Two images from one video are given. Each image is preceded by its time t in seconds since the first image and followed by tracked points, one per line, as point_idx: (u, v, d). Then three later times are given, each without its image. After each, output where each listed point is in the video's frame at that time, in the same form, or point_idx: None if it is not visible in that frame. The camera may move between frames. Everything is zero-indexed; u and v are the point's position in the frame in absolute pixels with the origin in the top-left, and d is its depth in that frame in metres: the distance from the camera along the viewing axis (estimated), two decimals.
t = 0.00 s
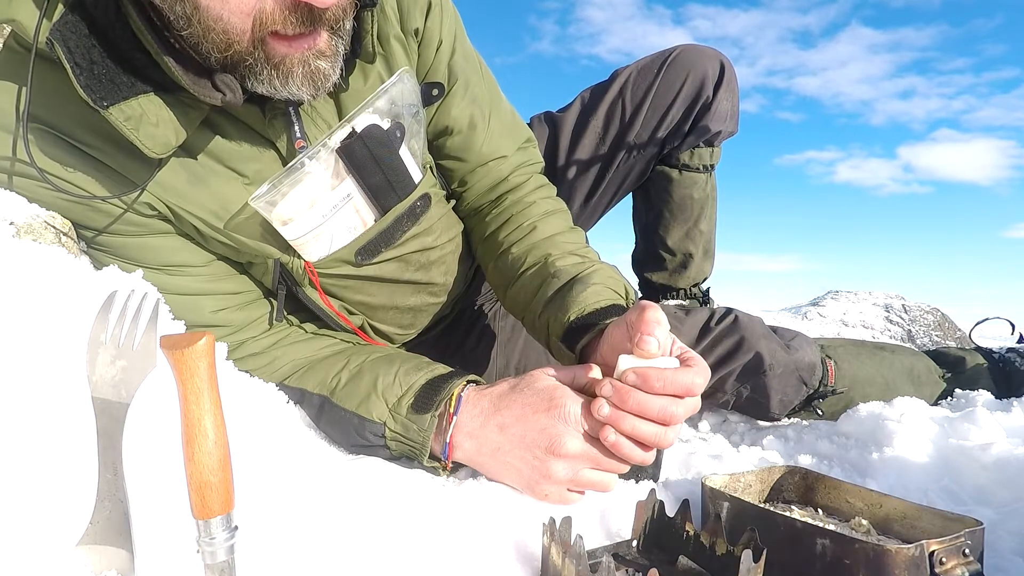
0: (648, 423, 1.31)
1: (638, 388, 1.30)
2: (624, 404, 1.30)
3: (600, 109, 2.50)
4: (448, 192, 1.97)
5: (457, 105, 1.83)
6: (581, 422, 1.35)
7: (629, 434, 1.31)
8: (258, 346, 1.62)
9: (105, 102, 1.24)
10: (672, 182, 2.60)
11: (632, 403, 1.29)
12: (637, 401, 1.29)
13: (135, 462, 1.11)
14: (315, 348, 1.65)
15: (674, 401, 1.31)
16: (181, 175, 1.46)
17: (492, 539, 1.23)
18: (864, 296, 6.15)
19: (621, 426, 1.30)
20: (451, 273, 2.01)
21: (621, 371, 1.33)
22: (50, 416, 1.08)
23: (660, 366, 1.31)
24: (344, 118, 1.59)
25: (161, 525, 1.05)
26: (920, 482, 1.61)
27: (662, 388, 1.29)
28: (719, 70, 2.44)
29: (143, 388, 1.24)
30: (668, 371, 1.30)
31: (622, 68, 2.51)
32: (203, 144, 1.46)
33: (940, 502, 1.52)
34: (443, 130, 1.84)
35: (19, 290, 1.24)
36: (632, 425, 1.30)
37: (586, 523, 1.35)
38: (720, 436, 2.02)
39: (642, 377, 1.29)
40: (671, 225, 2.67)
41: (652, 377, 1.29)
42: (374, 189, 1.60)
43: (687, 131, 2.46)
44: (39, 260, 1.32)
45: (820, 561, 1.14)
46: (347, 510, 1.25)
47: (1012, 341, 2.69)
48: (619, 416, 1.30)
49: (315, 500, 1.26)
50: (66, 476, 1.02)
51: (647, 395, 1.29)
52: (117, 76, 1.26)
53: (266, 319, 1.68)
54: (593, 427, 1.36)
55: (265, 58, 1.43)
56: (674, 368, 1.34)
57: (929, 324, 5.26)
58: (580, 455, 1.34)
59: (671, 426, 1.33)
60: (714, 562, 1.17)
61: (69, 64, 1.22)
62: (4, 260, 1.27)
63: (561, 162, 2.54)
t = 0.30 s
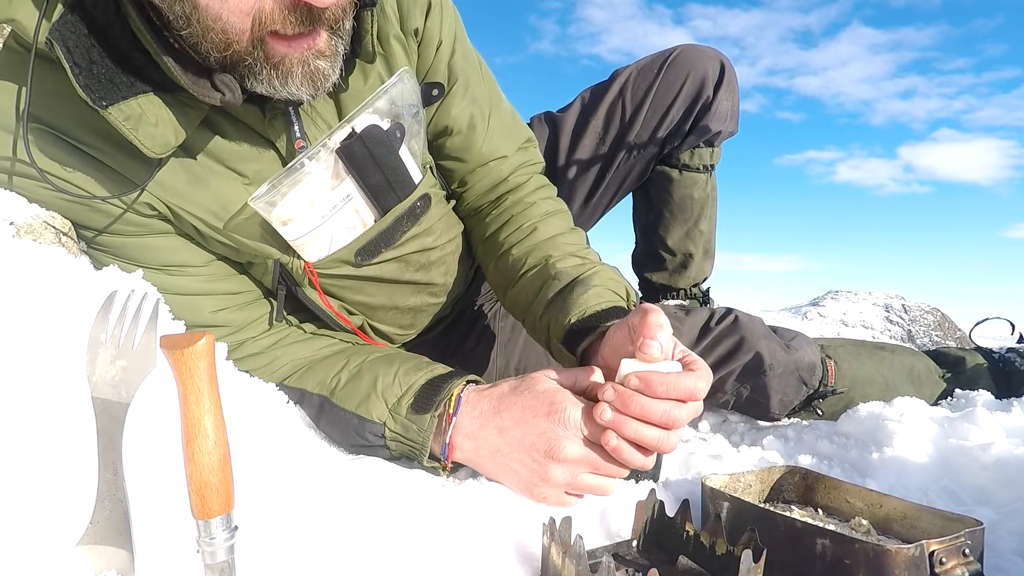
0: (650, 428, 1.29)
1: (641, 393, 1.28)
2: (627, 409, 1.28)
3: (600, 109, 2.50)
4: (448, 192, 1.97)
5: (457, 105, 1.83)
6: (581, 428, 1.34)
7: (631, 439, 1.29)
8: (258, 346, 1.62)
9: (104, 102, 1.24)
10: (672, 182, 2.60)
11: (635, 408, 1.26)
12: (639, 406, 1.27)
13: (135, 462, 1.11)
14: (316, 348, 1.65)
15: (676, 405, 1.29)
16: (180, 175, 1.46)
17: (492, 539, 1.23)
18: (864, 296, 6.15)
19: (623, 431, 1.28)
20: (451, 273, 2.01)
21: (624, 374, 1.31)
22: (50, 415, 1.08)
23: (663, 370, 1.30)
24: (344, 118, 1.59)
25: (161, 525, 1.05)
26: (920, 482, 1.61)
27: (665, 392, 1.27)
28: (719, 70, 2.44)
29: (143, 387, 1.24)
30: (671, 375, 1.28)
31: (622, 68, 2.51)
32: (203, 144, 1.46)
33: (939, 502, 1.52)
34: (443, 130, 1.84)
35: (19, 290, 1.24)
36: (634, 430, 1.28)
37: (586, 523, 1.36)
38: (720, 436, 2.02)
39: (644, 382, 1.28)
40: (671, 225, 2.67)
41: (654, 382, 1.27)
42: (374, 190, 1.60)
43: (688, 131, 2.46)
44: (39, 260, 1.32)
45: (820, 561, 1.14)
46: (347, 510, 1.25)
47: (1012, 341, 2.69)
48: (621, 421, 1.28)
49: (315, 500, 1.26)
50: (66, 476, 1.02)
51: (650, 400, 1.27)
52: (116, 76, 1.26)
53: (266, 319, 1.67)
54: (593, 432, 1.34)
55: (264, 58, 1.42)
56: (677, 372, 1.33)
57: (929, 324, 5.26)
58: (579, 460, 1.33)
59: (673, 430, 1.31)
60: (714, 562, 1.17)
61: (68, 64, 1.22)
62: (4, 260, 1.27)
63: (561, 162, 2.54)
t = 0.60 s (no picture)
0: (651, 438, 1.28)
1: (642, 402, 1.27)
2: (628, 418, 1.27)
3: (600, 109, 2.50)
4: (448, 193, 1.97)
5: (457, 106, 1.83)
6: (580, 433, 1.32)
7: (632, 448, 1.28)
8: (258, 346, 1.62)
9: (104, 104, 1.24)
10: (673, 182, 2.60)
11: (636, 416, 1.26)
12: (640, 415, 1.26)
13: (135, 462, 1.11)
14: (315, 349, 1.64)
15: (677, 415, 1.28)
16: (180, 175, 1.46)
17: (492, 540, 1.23)
18: (864, 296, 6.15)
19: (624, 439, 1.27)
20: (450, 274, 2.01)
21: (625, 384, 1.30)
22: (51, 415, 1.08)
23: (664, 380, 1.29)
24: (344, 119, 1.59)
25: (161, 525, 1.05)
26: (920, 482, 1.61)
27: (667, 402, 1.26)
28: (719, 71, 2.44)
29: (143, 388, 1.23)
30: (672, 386, 1.28)
31: (622, 68, 2.51)
32: (202, 145, 1.46)
33: (939, 502, 1.52)
34: (443, 131, 1.84)
35: (19, 289, 1.25)
36: (635, 439, 1.27)
37: (586, 523, 1.36)
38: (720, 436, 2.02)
39: (646, 391, 1.27)
40: (671, 225, 2.67)
41: (656, 392, 1.27)
42: (374, 191, 1.60)
43: (688, 132, 2.46)
44: (39, 260, 1.32)
45: (820, 561, 1.14)
46: (346, 510, 1.25)
47: (1012, 341, 2.70)
48: (622, 430, 1.27)
49: (315, 500, 1.26)
50: (66, 476, 1.02)
51: (651, 409, 1.26)
52: (116, 77, 1.26)
53: (266, 319, 1.67)
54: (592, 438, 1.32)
55: (264, 60, 1.43)
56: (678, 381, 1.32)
57: (929, 324, 5.26)
58: (575, 465, 1.30)
59: (673, 440, 1.30)
60: (714, 562, 1.17)
61: (68, 65, 1.22)
62: (4, 260, 1.28)
63: (561, 163, 2.54)
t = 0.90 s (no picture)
0: (656, 448, 1.24)
1: (648, 410, 1.24)
2: (633, 426, 1.23)
3: (600, 110, 2.50)
4: (448, 194, 1.97)
5: (457, 107, 1.82)
6: (576, 438, 1.29)
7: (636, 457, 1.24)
8: (257, 345, 1.62)
9: (104, 105, 1.24)
10: (673, 183, 2.60)
11: (641, 425, 1.22)
12: (646, 424, 1.22)
13: (135, 462, 1.11)
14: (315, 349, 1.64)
15: (684, 424, 1.24)
16: (181, 176, 1.46)
17: (492, 540, 1.23)
18: (864, 296, 6.15)
19: (628, 449, 1.23)
20: (450, 275, 2.01)
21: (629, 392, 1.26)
22: (50, 415, 1.08)
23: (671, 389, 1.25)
24: (344, 121, 1.59)
25: (160, 525, 1.05)
26: (920, 482, 1.61)
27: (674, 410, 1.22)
28: (719, 71, 2.44)
29: (143, 388, 1.23)
30: (679, 394, 1.23)
31: (623, 68, 2.51)
32: (203, 146, 1.45)
33: (939, 502, 1.52)
34: (443, 132, 1.84)
35: (19, 289, 1.25)
36: (640, 448, 1.23)
37: (586, 523, 1.36)
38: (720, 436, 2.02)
39: (652, 401, 1.23)
40: (671, 225, 2.67)
41: (662, 400, 1.23)
42: (374, 192, 1.59)
43: (688, 132, 2.46)
44: (40, 260, 1.32)
45: (820, 561, 1.14)
46: (346, 510, 1.25)
47: (1012, 341, 2.70)
48: (627, 439, 1.23)
49: (315, 500, 1.26)
50: (66, 476, 1.02)
51: (657, 418, 1.22)
52: (116, 78, 1.26)
53: (266, 319, 1.67)
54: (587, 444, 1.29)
55: (264, 61, 1.43)
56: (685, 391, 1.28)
57: (929, 324, 5.26)
58: (567, 469, 1.28)
59: (678, 450, 1.26)
60: (714, 562, 1.17)
61: (68, 66, 1.22)
62: (4, 260, 1.28)
63: (561, 163, 2.54)
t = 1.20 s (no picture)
0: (661, 466, 1.17)
1: (652, 429, 1.16)
2: (637, 446, 1.17)
3: (600, 110, 2.49)
4: (448, 196, 1.95)
5: (456, 107, 1.81)
6: (568, 433, 1.27)
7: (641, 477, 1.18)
8: (257, 345, 1.63)
9: (103, 108, 1.25)
10: (673, 183, 2.60)
11: (645, 444, 1.15)
12: (650, 443, 1.15)
13: (135, 463, 1.11)
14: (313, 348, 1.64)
15: (690, 443, 1.16)
16: (181, 178, 1.46)
17: (492, 540, 1.24)
18: (864, 296, 6.15)
19: (632, 468, 1.18)
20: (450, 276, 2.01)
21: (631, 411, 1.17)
22: (51, 415, 1.08)
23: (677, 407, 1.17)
24: (344, 124, 1.59)
25: (160, 524, 1.05)
26: (921, 482, 1.61)
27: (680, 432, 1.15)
28: (719, 70, 2.44)
29: (143, 388, 1.23)
30: (685, 412, 1.15)
31: (623, 68, 2.52)
32: (203, 148, 1.45)
33: (939, 502, 1.52)
34: (442, 132, 1.82)
35: (20, 289, 1.25)
36: (644, 468, 1.17)
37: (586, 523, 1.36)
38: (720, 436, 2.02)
39: (655, 419, 1.16)
40: (671, 225, 2.67)
41: (666, 419, 1.14)
42: (374, 195, 1.59)
43: (689, 132, 2.46)
44: (40, 260, 1.32)
45: (820, 561, 1.14)
46: (346, 510, 1.25)
47: (1011, 341, 2.70)
48: (631, 458, 1.18)
49: (314, 500, 1.26)
50: (66, 475, 1.03)
51: (661, 437, 1.15)
52: (117, 80, 1.26)
53: (266, 319, 1.68)
54: (579, 437, 1.28)
55: (263, 63, 1.42)
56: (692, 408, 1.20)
57: (929, 324, 5.27)
58: (557, 462, 1.27)
59: (685, 468, 1.18)
60: (714, 562, 1.17)
61: (68, 68, 1.22)
62: (5, 260, 1.28)
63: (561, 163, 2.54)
